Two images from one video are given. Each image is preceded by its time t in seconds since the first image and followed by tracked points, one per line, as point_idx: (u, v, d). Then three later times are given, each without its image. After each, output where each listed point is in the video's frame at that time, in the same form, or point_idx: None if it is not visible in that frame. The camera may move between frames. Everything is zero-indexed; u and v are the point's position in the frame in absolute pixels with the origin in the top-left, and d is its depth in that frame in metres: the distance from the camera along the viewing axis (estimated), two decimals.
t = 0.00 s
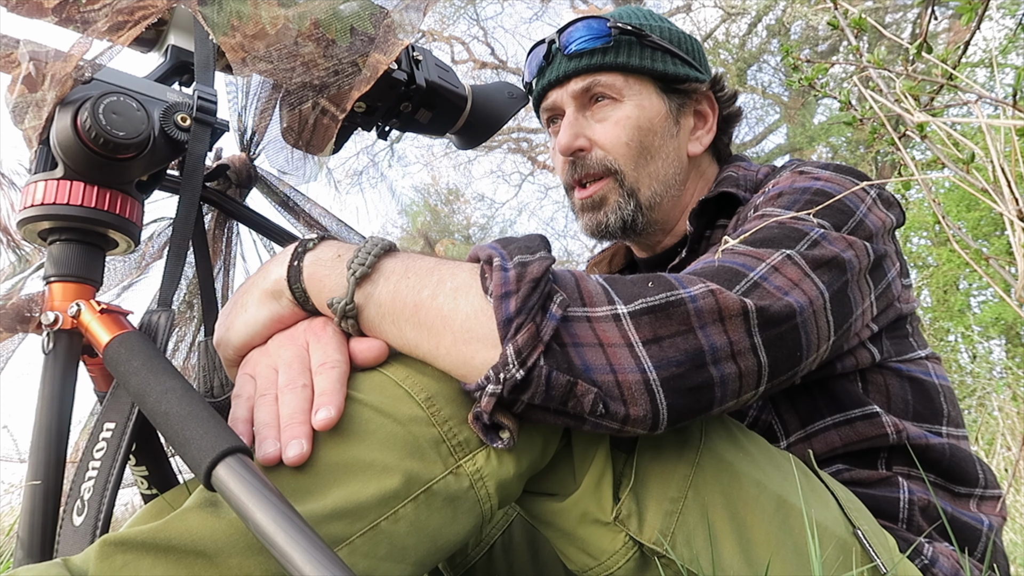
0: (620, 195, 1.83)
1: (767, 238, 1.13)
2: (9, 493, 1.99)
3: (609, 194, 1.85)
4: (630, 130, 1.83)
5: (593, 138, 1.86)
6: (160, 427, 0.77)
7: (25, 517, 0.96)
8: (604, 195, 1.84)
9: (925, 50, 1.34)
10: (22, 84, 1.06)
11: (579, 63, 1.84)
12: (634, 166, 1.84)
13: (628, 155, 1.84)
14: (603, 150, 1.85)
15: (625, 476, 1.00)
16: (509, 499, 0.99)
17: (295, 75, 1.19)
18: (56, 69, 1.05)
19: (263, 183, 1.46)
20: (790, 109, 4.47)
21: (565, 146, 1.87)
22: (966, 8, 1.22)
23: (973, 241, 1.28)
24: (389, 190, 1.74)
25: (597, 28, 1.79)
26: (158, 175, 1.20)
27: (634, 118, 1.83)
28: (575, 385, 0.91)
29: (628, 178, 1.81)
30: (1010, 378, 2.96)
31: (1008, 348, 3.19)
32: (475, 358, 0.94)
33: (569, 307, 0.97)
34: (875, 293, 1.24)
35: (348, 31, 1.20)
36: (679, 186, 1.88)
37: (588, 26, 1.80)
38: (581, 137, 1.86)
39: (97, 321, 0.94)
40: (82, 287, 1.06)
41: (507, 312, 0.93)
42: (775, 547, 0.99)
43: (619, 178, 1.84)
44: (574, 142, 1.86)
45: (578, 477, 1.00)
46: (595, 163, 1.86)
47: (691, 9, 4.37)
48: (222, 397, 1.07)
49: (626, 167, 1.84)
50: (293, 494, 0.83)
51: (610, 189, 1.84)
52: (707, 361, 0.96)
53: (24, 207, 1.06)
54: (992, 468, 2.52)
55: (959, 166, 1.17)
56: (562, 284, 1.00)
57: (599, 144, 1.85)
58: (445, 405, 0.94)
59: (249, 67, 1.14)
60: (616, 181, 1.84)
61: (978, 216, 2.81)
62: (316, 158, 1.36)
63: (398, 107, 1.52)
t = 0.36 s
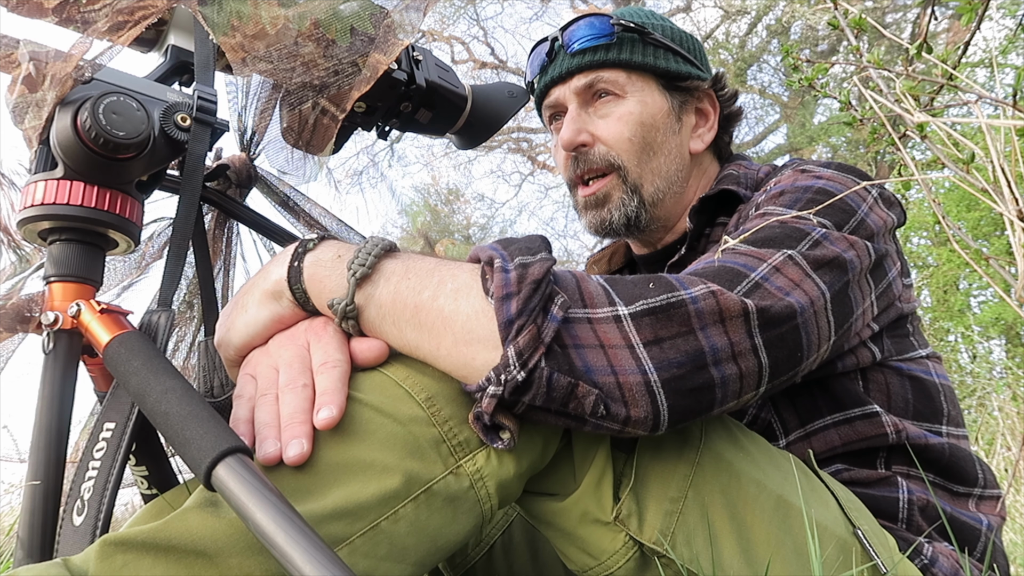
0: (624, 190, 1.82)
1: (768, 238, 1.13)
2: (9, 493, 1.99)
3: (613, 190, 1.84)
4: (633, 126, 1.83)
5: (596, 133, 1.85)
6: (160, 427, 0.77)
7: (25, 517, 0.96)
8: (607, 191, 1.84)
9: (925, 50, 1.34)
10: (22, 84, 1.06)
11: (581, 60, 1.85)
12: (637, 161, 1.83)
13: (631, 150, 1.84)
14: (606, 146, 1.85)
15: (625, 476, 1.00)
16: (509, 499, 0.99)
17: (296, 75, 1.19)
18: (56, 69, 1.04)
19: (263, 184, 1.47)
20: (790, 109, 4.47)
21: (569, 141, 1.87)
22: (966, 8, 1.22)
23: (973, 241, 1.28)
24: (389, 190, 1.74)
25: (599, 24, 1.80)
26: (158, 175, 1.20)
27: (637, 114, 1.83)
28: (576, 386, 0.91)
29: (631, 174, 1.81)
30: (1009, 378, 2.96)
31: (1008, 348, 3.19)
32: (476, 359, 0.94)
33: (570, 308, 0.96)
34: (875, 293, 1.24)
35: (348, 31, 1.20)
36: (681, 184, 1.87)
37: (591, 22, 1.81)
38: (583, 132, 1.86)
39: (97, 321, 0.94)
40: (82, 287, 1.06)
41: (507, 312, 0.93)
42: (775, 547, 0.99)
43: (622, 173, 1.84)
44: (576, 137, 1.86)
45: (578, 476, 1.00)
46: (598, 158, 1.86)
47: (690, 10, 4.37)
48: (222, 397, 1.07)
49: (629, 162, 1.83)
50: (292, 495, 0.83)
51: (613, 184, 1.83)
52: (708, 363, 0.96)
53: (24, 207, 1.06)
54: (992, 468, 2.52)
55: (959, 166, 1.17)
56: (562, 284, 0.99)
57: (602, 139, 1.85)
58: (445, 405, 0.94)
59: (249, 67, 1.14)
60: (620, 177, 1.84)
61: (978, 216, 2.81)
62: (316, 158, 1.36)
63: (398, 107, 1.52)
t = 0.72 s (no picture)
0: (625, 192, 1.82)
1: (767, 240, 1.13)
2: (9, 493, 1.99)
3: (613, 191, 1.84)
4: (634, 127, 1.83)
5: (597, 135, 1.85)
6: (160, 427, 0.77)
7: (25, 517, 0.96)
8: (608, 192, 1.84)
9: (925, 50, 1.34)
10: (22, 84, 1.06)
11: (583, 61, 1.84)
12: (638, 163, 1.83)
13: (632, 151, 1.84)
14: (607, 147, 1.85)
15: (625, 476, 1.00)
16: (509, 499, 0.99)
17: (295, 74, 1.19)
18: (56, 69, 1.05)
19: (263, 184, 1.47)
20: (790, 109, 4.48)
21: (570, 142, 1.86)
22: (966, 8, 1.22)
23: (973, 241, 1.28)
24: (388, 190, 1.73)
25: (601, 25, 1.80)
26: (158, 175, 1.20)
27: (638, 115, 1.83)
28: (577, 389, 0.91)
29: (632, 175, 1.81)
30: (1009, 378, 2.96)
31: (1008, 348, 3.20)
32: (476, 361, 0.94)
33: (570, 310, 0.96)
34: (874, 294, 1.24)
35: (348, 30, 1.20)
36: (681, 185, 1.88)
37: (592, 23, 1.80)
38: (585, 134, 1.86)
39: (97, 321, 0.94)
40: (82, 287, 1.06)
41: (508, 313, 0.93)
42: (775, 546, 0.98)
43: (624, 175, 1.84)
44: (578, 138, 1.86)
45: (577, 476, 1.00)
46: (599, 160, 1.85)
47: (690, 10, 4.37)
48: (223, 397, 1.07)
49: (630, 163, 1.84)
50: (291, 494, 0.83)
51: (614, 186, 1.83)
52: (708, 365, 0.96)
53: (24, 206, 1.07)
54: (992, 468, 2.52)
55: (959, 166, 1.17)
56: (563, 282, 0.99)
57: (603, 141, 1.85)
58: (444, 405, 0.94)
59: (249, 67, 1.14)
60: (621, 178, 1.84)
61: (978, 216, 2.81)
62: (316, 158, 1.37)
63: (398, 107, 1.52)
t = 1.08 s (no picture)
0: (638, 193, 1.80)
1: (778, 232, 1.13)
2: (10, 493, 2.00)
3: (626, 193, 1.81)
4: (650, 129, 1.82)
5: (612, 136, 1.83)
6: (160, 427, 0.77)
7: (25, 517, 0.97)
8: (622, 193, 1.81)
9: (924, 50, 1.34)
10: (21, 83, 1.06)
11: (598, 58, 1.82)
12: (653, 164, 1.82)
13: (648, 153, 1.82)
14: (622, 149, 1.83)
15: (624, 475, 1.00)
16: (508, 497, 1.00)
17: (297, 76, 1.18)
18: (56, 69, 1.05)
19: (263, 184, 1.47)
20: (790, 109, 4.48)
21: (585, 142, 1.83)
22: (965, 8, 1.22)
23: (972, 241, 1.28)
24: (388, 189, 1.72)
25: (617, 20, 1.80)
26: (158, 174, 1.20)
27: (655, 117, 1.83)
28: (607, 340, 0.95)
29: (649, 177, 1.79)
30: (1009, 378, 2.95)
31: (1009, 348, 3.16)
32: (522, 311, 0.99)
33: (612, 274, 1.02)
34: (879, 291, 1.25)
35: (348, 30, 1.19)
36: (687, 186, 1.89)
37: (609, 18, 1.79)
38: (600, 134, 1.83)
39: (97, 321, 0.94)
40: (82, 287, 1.06)
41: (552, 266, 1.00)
42: (773, 547, 0.98)
43: (639, 177, 1.81)
44: (594, 138, 1.82)
45: (576, 475, 1.01)
46: (614, 162, 1.83)
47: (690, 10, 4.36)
48: (223, 397, 1.05)
49: (646, 165, 1.82)
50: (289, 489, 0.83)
51: (628, 188, 1.81)
52: (738, 346, 0.95)
53: (24, 206, 1.07)
54: (992, 469, 2.52)
55: (959, 166, 1.17)
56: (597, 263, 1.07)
57: (619, 142, 1.83)
58: (444, 399, 0.93)
59: (251, 68, 1.15)
60: (635, 180, 1.81)
61: (978, 216, 2.81)
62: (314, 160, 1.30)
63: (398, 106, 1.52)
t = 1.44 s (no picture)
0: (639, 198, 1.79)
1: (814, 295, 1.07)
2: (10, 492, 2.00)
3: (625, 194, 1.80)
4: (651, 133, 1.82)
5: (614, 139, 1.83)
6: (160, 427, 0.77)
7: (25, 516, 0.97)
8: (622, 197, 1.80)
9: (924, 50, 1.34)
10: (21, 83, 1.06)
11: (598, 59, 1.81)
12: (653, 168, 1.82)
13: (647, 158, 1.82)
14: (623, 154, 1.83)
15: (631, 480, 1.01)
16: (507, 498, 1.00)
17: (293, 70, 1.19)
18: (56, 69, 1.05)
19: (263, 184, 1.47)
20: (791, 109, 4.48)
21: (587, 146, 1.81)
22: (966, 7, 1.22)
23: (972, 241, 1.28)
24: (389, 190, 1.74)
25: (615, 20, 1.79)
26: (158, 174, 1.20)
27: (656, 120, 1.83)
28: (673, 456, 0.89)
29: (648, 182, 1.79)
30: (1009, 378, 2.95)
31: (1009, 348, 3.20)
32: (590, 386, 0.88)
33: (694, 375, 0.89)
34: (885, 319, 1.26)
35: (346, 26, 1.19)
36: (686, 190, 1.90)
37: (606, 17, 1.79)
38: (602, 138, 1.82)
39: (97, 321, 0.94)
40: (82, 287, 1.06)
41: (636, 362, 0.87)
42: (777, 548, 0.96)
43: (638, 181, 1.81)
44: (596, 142, 1.81)
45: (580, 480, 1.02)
46: (615, 166, 1.82)
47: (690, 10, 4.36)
48: (224, 397, 1.05)
49: (646, 170, 1.81)
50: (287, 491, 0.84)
51: (628, 193, 1.80)
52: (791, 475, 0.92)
53: (24, 206, 1.07)
54: (992, 468, 2.51)
55: (959, 166, 1.17)
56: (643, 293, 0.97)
57: (620, 146, 1.83)
58: (442, 398, 0.92)
59: (248, 65, 1.16)
60: (634, 185, 1.81)
61: (979, 216, 2.82)
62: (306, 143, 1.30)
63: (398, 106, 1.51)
